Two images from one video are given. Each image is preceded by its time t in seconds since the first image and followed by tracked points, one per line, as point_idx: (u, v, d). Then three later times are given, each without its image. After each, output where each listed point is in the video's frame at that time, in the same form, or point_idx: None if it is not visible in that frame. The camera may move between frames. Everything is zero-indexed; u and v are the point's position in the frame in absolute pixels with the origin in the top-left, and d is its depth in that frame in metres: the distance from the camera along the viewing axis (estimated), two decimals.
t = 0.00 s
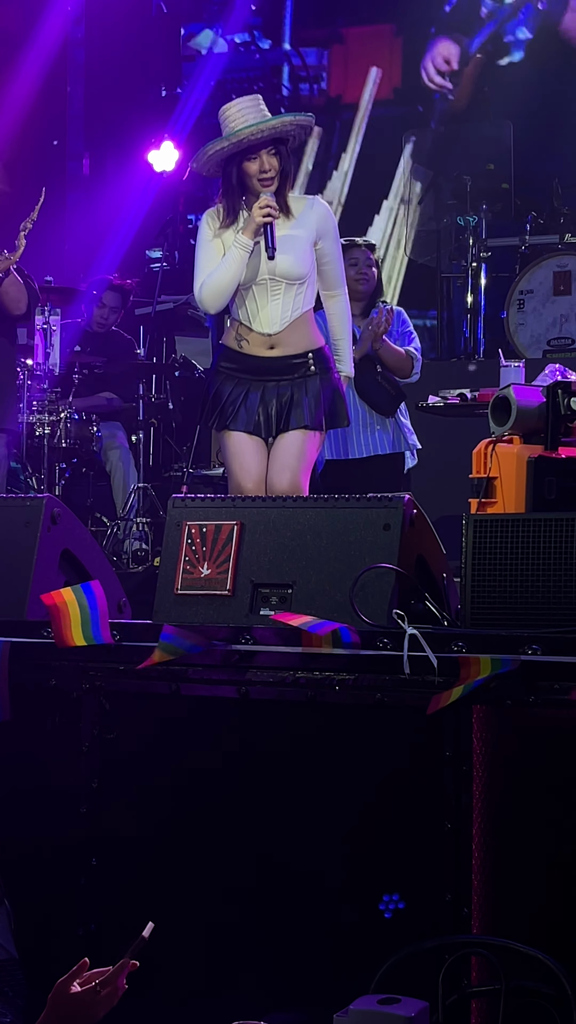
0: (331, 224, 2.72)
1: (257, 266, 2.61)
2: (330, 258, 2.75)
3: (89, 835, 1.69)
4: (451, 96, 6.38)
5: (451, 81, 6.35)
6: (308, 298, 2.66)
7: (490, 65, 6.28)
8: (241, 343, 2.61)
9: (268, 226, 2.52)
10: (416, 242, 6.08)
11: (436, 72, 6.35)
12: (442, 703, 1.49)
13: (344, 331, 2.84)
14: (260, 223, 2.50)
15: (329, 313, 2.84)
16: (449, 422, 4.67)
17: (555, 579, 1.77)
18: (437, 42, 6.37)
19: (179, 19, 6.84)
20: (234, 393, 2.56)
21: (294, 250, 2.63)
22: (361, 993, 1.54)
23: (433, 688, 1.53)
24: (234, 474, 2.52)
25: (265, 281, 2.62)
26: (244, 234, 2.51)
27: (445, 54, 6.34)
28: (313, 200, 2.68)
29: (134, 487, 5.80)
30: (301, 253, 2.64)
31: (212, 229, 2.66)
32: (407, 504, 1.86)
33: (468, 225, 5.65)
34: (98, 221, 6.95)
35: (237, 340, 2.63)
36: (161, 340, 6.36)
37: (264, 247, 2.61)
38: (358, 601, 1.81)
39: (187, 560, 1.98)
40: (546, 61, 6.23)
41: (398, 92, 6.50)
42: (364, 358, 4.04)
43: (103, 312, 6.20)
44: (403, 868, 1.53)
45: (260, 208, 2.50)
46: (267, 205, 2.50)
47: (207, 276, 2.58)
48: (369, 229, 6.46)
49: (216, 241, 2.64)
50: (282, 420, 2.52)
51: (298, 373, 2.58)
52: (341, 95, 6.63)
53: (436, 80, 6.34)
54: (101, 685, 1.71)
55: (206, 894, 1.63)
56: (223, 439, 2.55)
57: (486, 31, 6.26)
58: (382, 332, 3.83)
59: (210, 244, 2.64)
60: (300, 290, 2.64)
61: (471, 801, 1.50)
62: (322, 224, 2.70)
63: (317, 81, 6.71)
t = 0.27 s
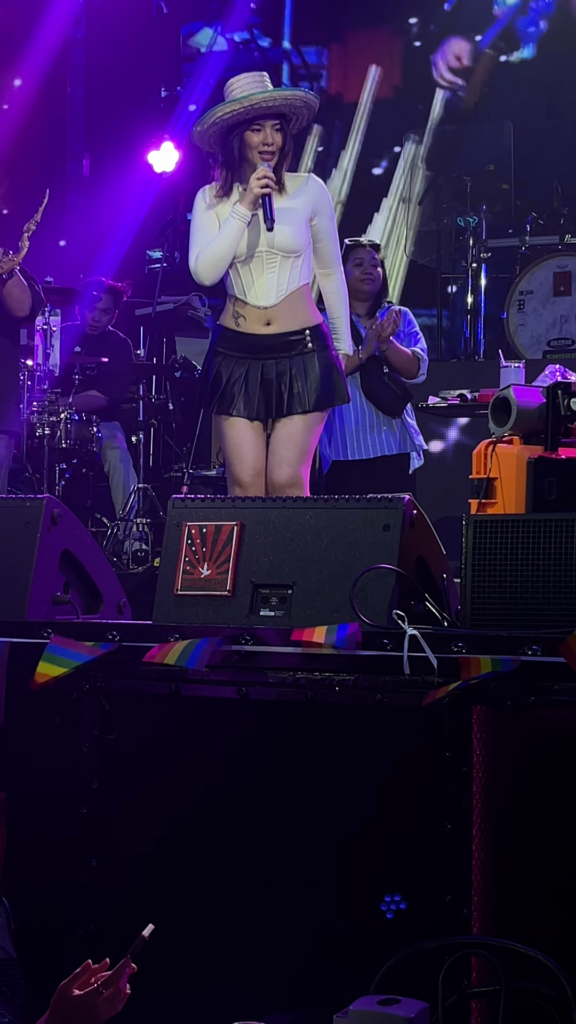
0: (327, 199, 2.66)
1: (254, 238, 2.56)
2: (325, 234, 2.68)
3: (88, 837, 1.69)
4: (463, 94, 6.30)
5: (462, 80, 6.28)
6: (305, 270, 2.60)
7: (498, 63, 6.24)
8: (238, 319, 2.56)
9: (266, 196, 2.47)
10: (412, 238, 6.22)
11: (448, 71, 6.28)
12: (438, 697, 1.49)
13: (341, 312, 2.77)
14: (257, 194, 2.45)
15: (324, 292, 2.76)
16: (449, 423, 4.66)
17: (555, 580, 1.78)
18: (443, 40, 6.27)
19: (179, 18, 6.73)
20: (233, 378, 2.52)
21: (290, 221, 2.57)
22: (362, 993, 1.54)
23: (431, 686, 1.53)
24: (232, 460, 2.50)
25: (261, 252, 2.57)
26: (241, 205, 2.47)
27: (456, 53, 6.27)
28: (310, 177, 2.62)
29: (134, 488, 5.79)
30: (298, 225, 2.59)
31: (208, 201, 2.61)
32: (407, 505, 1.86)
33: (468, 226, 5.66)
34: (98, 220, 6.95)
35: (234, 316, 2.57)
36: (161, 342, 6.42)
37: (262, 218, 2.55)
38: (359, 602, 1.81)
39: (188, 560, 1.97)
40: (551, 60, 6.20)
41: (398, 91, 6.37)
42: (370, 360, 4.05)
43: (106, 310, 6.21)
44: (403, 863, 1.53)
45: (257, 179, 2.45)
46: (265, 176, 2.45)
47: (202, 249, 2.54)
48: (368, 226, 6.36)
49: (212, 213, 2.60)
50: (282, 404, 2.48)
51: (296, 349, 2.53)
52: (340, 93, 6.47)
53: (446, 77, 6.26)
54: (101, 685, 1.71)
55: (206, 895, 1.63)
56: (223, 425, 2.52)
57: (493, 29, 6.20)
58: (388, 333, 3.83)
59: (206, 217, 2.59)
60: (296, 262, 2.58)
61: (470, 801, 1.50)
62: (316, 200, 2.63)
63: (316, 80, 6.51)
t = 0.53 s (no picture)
0: (322, 197, 2.69)
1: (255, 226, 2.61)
2: (322, 230, 2.71)
3: (88, 837, 1.69)
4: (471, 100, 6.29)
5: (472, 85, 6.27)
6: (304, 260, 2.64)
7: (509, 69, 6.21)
8: (237, 311, 2.60)
9: (273, 181, 2.54)
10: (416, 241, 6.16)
11: (457, 75, 6.28)
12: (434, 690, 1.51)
13: (339, 310, 2.79)
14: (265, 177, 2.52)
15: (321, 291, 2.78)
16: (449, 425, 4.67)
17: (554, 581, 1.78)
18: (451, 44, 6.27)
19: (179, 20, 6.83)
20: (236, 371, 2.56)
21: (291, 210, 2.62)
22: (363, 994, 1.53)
23: (431, 687, 1.53)
24: (238, 457, 2.54)
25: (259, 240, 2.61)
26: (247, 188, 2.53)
27: (465, 58, 6.26)
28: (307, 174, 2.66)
29: (133, 489, 5.80)
30: (297, 217, 2.63)
31: (207, 194, 2.66)
32: (406, 505, 1.86)
33: (468, 227, 5.67)
34: (98, 220, 6.96)
35: (233, 307, 2.61)
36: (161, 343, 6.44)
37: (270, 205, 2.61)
38: (358, 602, 1.81)
39: (188, 561, 1.98)
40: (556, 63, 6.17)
41: (400, 95, 6.41)
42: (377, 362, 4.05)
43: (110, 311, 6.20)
44: (404, 861, 1.53)
45: (264, 163, 2.52)
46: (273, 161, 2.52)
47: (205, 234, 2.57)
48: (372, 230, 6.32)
49: (212, 205, 2.64)
50: (285, 395, 2.52)
51: (297, 338, 2.57)
52: (342, 99, 6.53)
53: (455, 81, 6.27)
54: (101, 686, 1.72)
55: (206, 894, 1.63)
56: (227, 419, 2.57)
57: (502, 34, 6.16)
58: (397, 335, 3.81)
59: (206, 208, 2.64)
60: (296, 251, 2.63)
61: (469, 800, 1.50)
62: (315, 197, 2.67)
63: (318, 84, 6.58)
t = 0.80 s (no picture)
0: (326, 207, 2.78)
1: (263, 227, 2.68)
2: (325, 239, 2.78)
3: (88, 838, 1.69)
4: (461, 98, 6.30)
5: (462, 82, 6.28)
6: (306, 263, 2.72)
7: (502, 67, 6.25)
8: (242, 311, 2.66)
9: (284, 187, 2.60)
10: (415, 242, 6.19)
11: (448, 73, 6.27)
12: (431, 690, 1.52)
13: (340, 314, 2.84)
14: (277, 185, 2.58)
15: (322, 297, 2.83)
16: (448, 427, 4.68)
17: (554, 582, 1.78)
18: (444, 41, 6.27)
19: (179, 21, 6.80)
20: (240, 370, 2.61)
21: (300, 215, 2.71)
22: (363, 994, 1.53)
23: (431, 687, 1.53)
24: (243, 457, 2.58)
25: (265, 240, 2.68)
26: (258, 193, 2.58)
27: (457, 57, 6.26)
28: (313, 183, 2.75)
29: (133, 491, 5.80)
30: (303, 221, 2.71)
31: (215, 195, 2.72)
32: (406, 507, 1.87)
33: (468, 229, 5.67)
34: (98, 221, 6.96)
35: (238, 307, 2.66)
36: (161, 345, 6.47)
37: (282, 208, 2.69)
38: (358, 604, 1.81)
39: (187, 563, 1.98)
40: (554, 64, 6.22)
41: (398, 96, 6.34)
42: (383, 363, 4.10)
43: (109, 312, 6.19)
44: (404, 857, 1.53)
45: (277, 171, 2.58)
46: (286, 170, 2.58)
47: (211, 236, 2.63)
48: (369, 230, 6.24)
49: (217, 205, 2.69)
50: (289, 392, 2.56)
51: (302, 338, 2.62)
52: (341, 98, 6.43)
53: (448, 79, 6.26)
54: (102, 688, 1.72)
55: (206, 894, 1.63)
56: (229, 420, 2.61)
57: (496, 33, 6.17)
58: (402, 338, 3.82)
59: (211, 208, 2.68)
60: (300, 253, 2.71)
61: (469, 800, 1.50)
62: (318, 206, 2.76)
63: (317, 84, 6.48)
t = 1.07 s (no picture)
0: (333, 215, 2.81)
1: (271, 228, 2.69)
2: (328, 246, 2.82)
3: (90, 840, 1.69)
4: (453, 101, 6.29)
5: (454, 84, 6.27)
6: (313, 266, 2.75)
7: (493, 70, 6.26)
8: (246, 311, 2.68)
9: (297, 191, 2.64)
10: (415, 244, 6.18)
11: (439, 75, 6.26)
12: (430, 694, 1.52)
13: (342, 323, 2.86)
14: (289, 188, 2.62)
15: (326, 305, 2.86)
16: (448, 428, 4.68)
17: (555, 585, 1.78)
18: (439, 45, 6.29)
19: (179, 25, 6.77)
20: (243, 372, 2.63)
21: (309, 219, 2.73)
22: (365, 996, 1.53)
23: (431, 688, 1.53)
24: (246, 460, 2.61)
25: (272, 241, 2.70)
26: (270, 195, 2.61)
27: (448, 58, 6.27)
28: (323, 189, 2.78)
29: (133, 493, 5.80)
30: (311, 225, 2.74)
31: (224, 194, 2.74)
32: (406, 509, 1.87)
33: (468, 230, 5.69)
34: (100, 224, 6.97)
35: (242, 308, 2.68)
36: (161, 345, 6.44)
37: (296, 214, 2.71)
38: (359, 606, 1.81)
39: (188, 566, 1.98)
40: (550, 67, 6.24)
41: (400, 100, 6.28)
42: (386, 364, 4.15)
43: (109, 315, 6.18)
44: (404, 856, 1.54)
45: (289, 174, 2.62)
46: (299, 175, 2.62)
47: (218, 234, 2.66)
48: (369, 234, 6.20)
49: (224, 203, 2.73)
50: (293, 397, 2.60)
51: (305, 341, 2.65)
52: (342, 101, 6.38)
53: (438, 81, 6.25)
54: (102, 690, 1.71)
55: (206, 893, 1.63)
56: (232, 422, 2.64)
57: (488, 36, 6.22)
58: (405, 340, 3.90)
59: (219, 206, 2.72)
60: (306, 256, 2.73)
61: (469, 802, 1.51)
62: (326, 212, 2.79)
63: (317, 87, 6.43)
